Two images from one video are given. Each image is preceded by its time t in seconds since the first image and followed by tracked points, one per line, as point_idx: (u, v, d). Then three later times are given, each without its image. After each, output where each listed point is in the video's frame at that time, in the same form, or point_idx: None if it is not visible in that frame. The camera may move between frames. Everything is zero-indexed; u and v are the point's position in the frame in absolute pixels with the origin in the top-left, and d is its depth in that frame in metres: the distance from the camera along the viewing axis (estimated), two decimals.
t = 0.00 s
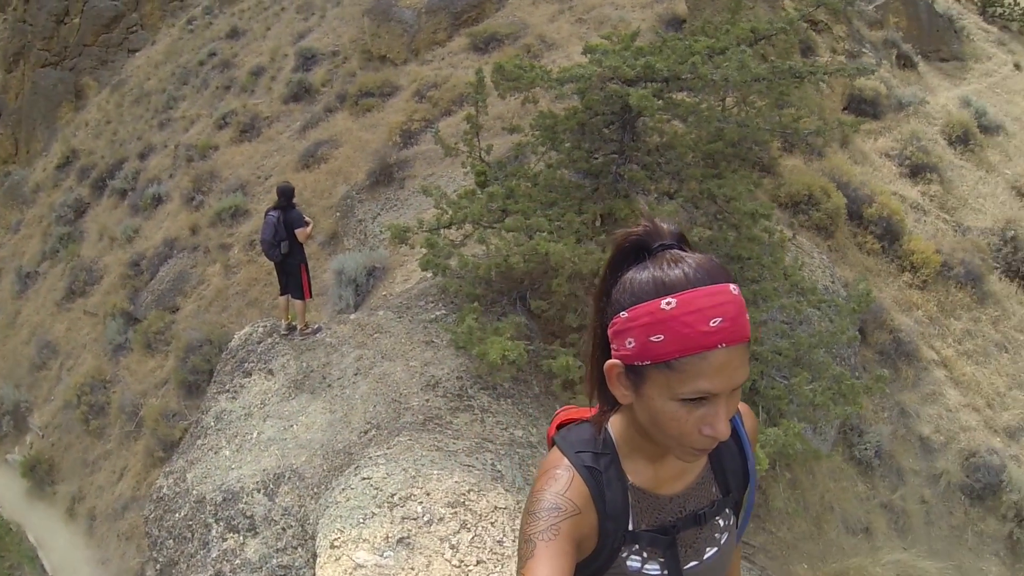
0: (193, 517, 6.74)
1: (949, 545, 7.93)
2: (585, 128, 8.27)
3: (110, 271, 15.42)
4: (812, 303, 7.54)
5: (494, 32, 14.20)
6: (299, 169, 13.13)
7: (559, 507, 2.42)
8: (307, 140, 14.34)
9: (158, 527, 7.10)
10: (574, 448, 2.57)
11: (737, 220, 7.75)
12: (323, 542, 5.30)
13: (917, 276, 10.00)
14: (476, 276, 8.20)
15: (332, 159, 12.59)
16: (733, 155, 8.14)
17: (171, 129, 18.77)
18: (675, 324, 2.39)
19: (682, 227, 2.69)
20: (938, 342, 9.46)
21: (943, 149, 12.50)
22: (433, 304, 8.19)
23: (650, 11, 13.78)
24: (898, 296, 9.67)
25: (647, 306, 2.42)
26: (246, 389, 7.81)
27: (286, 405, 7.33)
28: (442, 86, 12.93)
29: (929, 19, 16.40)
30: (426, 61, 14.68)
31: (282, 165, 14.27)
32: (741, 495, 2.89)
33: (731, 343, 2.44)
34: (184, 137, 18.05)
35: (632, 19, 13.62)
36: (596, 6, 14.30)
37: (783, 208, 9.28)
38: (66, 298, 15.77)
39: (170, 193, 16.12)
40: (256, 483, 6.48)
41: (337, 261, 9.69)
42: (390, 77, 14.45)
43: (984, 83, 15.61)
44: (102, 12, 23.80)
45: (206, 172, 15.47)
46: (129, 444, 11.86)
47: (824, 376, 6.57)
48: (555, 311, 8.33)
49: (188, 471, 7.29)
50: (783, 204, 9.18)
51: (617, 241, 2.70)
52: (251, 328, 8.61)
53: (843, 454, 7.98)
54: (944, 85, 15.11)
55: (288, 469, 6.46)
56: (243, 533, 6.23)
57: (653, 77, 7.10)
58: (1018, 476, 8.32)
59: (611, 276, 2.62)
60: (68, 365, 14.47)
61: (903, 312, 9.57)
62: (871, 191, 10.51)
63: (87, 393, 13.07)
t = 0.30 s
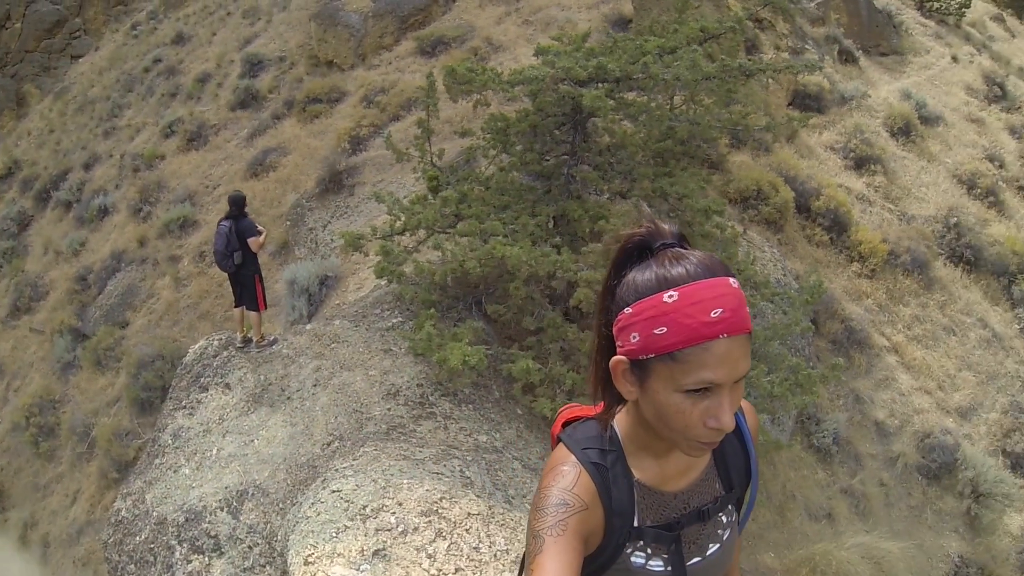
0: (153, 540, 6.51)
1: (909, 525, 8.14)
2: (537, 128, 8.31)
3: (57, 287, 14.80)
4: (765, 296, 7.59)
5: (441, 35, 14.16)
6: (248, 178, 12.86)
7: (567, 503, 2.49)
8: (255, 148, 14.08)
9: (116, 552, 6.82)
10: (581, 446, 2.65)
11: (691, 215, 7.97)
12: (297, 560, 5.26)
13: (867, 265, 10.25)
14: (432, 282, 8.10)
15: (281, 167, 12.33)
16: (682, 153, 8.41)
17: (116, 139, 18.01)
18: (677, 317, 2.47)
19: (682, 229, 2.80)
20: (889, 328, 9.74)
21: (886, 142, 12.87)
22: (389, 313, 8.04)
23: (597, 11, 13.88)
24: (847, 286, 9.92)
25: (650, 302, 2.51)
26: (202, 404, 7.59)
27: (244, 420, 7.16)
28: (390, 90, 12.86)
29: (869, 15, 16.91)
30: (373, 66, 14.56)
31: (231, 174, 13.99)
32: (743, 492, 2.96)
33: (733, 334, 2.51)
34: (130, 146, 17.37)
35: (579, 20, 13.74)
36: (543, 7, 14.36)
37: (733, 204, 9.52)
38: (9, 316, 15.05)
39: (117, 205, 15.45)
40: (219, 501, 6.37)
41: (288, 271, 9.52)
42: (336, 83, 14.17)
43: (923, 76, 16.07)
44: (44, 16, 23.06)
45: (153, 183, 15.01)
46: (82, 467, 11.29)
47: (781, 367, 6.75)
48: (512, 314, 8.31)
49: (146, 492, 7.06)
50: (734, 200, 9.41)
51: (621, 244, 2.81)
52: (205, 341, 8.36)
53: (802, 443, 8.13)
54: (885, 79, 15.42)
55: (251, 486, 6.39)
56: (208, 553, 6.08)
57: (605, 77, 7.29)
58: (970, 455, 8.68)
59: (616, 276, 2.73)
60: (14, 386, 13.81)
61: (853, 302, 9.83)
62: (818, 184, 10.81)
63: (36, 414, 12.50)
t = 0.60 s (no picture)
0: (113, 569, 6.43)
1: (868, 509, 8.42)
2: (487, 135, 8.32)
3: None
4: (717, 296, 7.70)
5: (388, 43, 14.12)
6: (194, 191, 12.59)
7: (559, 504, 2.50)
8: (201, 160, 13.86)
9: None
10: (573, 447, 2.66)
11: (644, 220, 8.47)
12: None
13: (813, 261, 10.60)
14: (385, 293, 7.96)
15: (228, 180, 12.21)
16: (630, 157, 8.76)
17: (55, 151, 17.73)
18: (665, 313, 2.51)
19: (667, 230, 2.85)
20: (837, 322, 10.10)
21: (828, 142, 13.28)
22: (344, 325, 7.91)
23: (543, 20, 14.03)
24: (795, 282, 10.26)
25: (638, 300, 2.55)
26: (158, 426, 7.53)
27: (202, 441, 7.14)
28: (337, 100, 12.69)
29: (808, 20, 17.08)
30: (319, 75, 14.45)
31: (177, 187, 13.76)
32: (735, 490, 3.00)
33: (719, 329, 2.56)
34: (71, 158, 16.99)
35: (526, 28, 13.85)
36: (489, 15, 14.47)
37: (682, 207, 9.74)
38: None
39: (58, 221, 15.01)
40: (181, 527, 6.34)
41: (239, 286, 9.36)
42: (281, 92, 14.08)
43: (862, 79, 16.48)
44: None
45: (96, 198, 14.66)
46: (31, 497, 10.29)
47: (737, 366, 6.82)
48: (467, 323, 8.27)
49: (104, 521, 6.98)
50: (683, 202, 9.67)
51: (607, 246, 2.86)
52: (158, 360, 8.26)
53: (761, 436, 8.34)
54: (825, 82, 15.69)
55: (213, 508, 6.39)
56: None
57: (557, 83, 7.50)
58: (919, 440, 9.05)
59: (604, 278, 2.77)
60: None
61: (801, 297, 10.16)
62: (764, 184, 11.11)
63: None
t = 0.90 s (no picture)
0: None
1: (832, 492, 8.72)
2: (439, 140, 8.30)
3: None
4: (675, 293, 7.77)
5: (337, 49, 14.15)
6: (142, 204, 12.57)
7: (553, 506, 2.50)
8: (149, 172, 13.58)
9: None
10: (568, 450, 2.65)
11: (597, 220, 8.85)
12: None
13: (766, 254, 10.82)
14: (342, 302, 7.79)
15: (176, 192, 12.26)
16: (580, 158, 8.86)
17: None
18: (658, 312, 2.51)
19: (653, 229, 2.86)
20: (792, 313, 10.31)
21: (777, 137, 13.49)
22: (301, 336, 7.84)
23: (492, 22, 14.11)
24: (750, 275, 10.48)
25: (630, 300, 2.54)
26: (115, 450, 7.33)
27: (162, 462, 6.98)
28: (287, 107, 12.84)
29: (754, 19, 16.96)
30: (267, 82, 14.36)
31: (124, 200, 13.38)
32: (729, 487, 3.03)
33: (713, 327, 2.56)
34: (12, 173, 16.63)
35: (474, 31, 13.87)
36: (438, 18, 14.48)
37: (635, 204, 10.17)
38: None
39: None
40: (146, 553, 6.17)
41: (192, 300, 9.31)
42: (229, 101, 14.03)
43: (809, 75, 16.59)
44: None
45: (40, 213, 14.31)
46: None
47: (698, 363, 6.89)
48: (425, 329, 8.16)
49: (64, 552, 6.76)
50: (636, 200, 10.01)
51: (594, 246, 2.85)
52: (113, 380, 8.02)
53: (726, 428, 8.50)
54: (772, 79, 15.90)
55: (179, 532, 6.23)
56: None
57: (508, 84, 7.59)
58: (878, 422, 9.30)
59: (593, 279, 2.76)
60: None
61: (756, 290, 10.40)
62: (715, 180, 11.35)
63: None
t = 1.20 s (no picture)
0: None
1: (792, 475, 9.01)
2: (388, 143, 8.14)
3: None
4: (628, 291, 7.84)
5: (281, 52, 14.04)
6: (85, 217, 12.44)
7: (552, 509, 2.49)
8: (91, 183, 13.29)
9: None
10: (567, 454, 2.65)
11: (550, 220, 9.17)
12: None
13: (717, 247, 11.01)
14: (295, 310, 7.62)
15: (120, 203, 12.13)
16: (527, 157, 8.84)
17: None
18: (654, 319, 2.51)
19: (656, 234, 2.87)
20: (744, 303, 10.58)
21: (723, 132, 13.71)
22: (254, 347, 7.76)
23: (438, 23, 14.24)
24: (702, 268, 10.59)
25: (628, 306, 2.55)
26: (69, 476, 7.23)
27: (120, 486, 6.88)
28: (232, 113, 12.67)
29: (699, 16, 17.21)
30: (211, 87, 14.13)
31: (64, 213, 13.07)
32: (726, 488, 3.05)
33: (710, 334, 2.55)
34: None
35: (421, 32, 13.97)
36: (384, 19, 14.60)
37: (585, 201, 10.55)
38: None
39: None
40: None
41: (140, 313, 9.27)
42: (172, 107, 13.78)
43: (753, 72, 16.68)
44: None
45: None
46: None
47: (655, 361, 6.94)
48: (380, 334, 8.00)
49: None
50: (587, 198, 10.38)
51: (594, 249, 2.87)
52: (63, 403, 7.97)
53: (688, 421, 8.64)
54: (717, 75, 15.98)
55: (142, 558, 6.16)
56: None
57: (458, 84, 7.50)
58: (834, 406, 9.58)
59: (592, 282, 2.78)
60: None
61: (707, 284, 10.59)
62: (664, 175, 11.59)
63: None
